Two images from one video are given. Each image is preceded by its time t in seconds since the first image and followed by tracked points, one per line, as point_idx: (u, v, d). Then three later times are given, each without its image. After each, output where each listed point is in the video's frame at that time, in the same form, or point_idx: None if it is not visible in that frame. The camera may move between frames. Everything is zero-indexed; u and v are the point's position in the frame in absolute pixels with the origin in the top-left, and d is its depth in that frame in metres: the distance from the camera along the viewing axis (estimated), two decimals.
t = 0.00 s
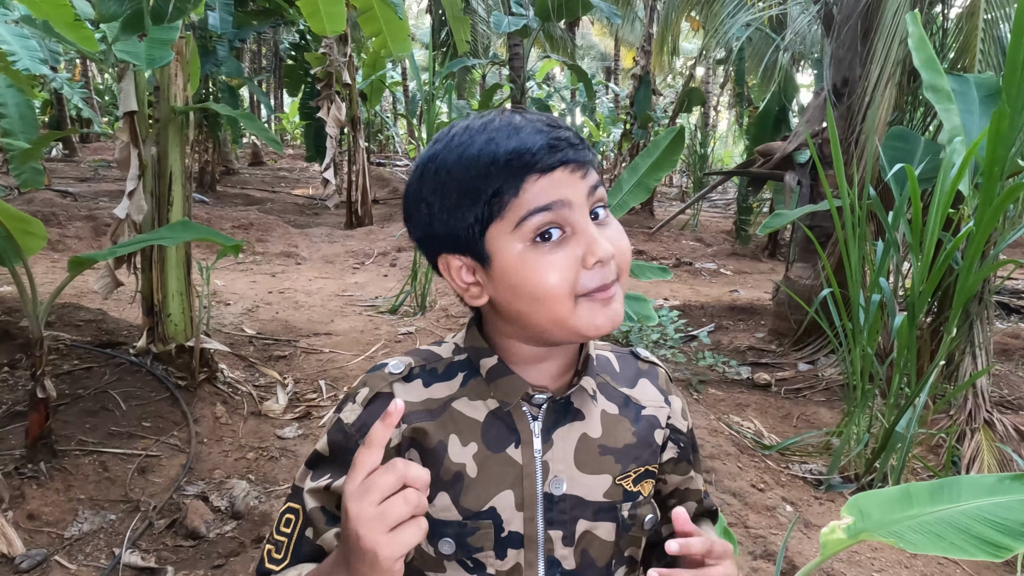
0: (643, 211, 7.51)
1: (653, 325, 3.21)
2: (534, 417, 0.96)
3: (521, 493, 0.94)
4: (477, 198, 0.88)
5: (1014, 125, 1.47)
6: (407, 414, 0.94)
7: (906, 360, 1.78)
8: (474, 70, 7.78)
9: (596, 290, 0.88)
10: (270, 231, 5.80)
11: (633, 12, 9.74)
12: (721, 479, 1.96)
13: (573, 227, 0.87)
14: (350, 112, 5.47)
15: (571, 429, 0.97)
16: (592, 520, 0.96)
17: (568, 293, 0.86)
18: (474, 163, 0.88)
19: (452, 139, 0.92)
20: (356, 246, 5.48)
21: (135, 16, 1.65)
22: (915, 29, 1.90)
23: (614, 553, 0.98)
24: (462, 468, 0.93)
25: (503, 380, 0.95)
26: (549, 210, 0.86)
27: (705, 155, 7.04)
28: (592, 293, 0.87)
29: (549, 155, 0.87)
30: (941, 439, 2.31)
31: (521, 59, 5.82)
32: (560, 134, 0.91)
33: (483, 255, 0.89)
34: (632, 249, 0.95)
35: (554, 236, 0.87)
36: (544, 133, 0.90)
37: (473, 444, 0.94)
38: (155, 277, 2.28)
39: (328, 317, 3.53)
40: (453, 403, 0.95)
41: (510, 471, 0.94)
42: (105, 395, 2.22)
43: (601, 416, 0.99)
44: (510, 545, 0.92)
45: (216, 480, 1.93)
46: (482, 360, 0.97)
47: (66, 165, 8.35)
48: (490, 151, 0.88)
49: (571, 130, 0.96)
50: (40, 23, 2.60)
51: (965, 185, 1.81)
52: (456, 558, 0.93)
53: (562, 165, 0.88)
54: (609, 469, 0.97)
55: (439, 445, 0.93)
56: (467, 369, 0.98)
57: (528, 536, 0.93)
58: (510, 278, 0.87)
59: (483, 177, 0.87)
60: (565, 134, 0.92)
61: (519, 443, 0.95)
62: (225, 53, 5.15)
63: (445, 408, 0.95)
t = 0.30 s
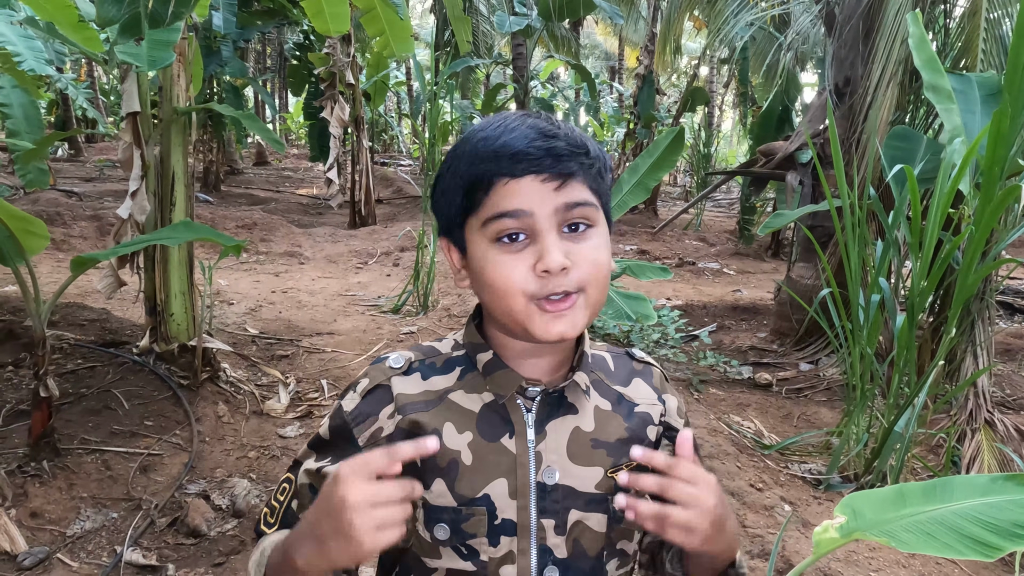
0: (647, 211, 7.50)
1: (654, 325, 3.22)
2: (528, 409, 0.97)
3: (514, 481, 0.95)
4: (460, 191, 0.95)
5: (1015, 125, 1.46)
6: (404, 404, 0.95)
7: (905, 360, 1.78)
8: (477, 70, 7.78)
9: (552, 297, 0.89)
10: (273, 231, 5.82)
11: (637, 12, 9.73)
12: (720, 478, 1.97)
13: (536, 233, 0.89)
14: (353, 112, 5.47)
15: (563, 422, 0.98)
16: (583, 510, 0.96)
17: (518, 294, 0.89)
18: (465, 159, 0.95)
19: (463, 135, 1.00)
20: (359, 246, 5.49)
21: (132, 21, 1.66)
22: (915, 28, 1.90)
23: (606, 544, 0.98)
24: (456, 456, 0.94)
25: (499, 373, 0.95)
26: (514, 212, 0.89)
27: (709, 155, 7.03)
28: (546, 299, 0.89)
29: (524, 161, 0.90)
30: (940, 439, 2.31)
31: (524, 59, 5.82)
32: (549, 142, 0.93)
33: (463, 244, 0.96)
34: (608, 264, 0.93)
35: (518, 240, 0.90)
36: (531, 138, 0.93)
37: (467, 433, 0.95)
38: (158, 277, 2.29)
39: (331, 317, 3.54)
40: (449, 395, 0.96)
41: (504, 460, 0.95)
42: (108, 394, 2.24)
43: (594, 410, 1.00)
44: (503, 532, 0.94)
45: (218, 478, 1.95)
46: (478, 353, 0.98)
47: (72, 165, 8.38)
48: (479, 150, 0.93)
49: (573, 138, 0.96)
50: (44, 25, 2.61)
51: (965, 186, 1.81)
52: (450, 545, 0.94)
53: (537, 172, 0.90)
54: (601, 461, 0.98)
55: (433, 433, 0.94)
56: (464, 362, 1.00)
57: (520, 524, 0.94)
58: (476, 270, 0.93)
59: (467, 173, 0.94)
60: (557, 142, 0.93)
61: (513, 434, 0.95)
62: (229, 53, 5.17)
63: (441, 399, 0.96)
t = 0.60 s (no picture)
0: (651, 210, 7.50)
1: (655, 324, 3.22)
2: (512, 400, 0.98)
3: (496, 468, 0.96)
4: (455, 188, 1.01)
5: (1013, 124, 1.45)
6: (394, 391, 0.97)
7: (903, 358, 1.78)
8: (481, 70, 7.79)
9: (497, 302, 0.92)
10: (277, 230, 5.84)
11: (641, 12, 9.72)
12: (717, 476, 1.97)
13: (496, 237, 0.93)
14: (357, 112, 5.49)
15: (547, 413, 0.99)
16: (565, 499, 0.97)
17: (469, 292, 0.93)
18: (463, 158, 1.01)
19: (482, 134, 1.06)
20: (362, 245, 5.52)
21: (129, 23, 1.64)
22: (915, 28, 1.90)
23: (588, 532, 0.99)
24: (441, 442, 0.96)
25: (484, 365, 0.97)
26: (481, 215, 0.94)
27: (712, 154, 7.02)
28: (491, 302, 0.92)
29: (498, 168, 0.93)
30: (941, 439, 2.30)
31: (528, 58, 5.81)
32: (529, 153, 0.94)
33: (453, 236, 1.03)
34: (567, 282, 0.92)
35: (483, 239, 0.94)
36: (516, 146, 0.95)
37: (453, 421, 0.96)
38: (160, 276, 2.31)
39: (333, 316, 3.56)
40: (438, 384, 0.98)
41: (486, 448, 0.96)
42: (112, 392, 2.25)
43: (578, 402, 1.00)
44: (485, 517, 0.95)
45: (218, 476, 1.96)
46: (465, 345, 0.99)
47: (78, 165, 8.44)
48: (471, 151, 0.98)
49: (560, 151, 0.96)
50: (47, 25, 2.63)
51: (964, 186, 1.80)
52: (434, 528, 0.96)
53: (507, 180, 0.93)
54: (583, 452, 0.98)
55: (420, 420, 0.96)
56: (454, 354, 1.02)
57: (502, 509, 0.95)
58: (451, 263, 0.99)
59: (460, 170, 1.00)
60: (539, 153, 0.94)
61: (496, 423, 0.97)
62: (233, 53, 5.20)
63: (430, 388, 0.98)
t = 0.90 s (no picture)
0: (654, 208, 7.50)
1: (657, 321, 3.22)
2: (514, 394, 0.98)
3: (497, 463, 0.96)
4: (460, 176, 0.99)
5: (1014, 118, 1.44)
6: (397, 383, 0.97)
7: (905, 356, 1.77)
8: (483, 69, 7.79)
9: (522, 286, 0.91)
10: (280, 229, 5.85)
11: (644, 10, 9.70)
12: (719, 474, 1.97)
13: (516, 221, 0.92)
14: (360, 110, 5.49)
15: (549, 409, 0.99)
16: (565, 495, 0.97)
17: (490, 277, 0.91)
18: (467, 144, 0.99)
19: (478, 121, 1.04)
20: (365, 244, 5.53)
21: (128, 21, 1.64)
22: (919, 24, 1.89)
23: (587, 529, 0.99)
24: (443, 436, 0.96)
25: (488, 359, 0.97)
26: (498, 199, 0.92)
27: (715, 153, 7.01)
28: (516, 286, 0.91)
29: (516, 152, 0.93)
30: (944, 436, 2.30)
31: (530, 57, 5.79)
32: (544, 136, 0.95)
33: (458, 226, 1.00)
34: (588, 264, 0.94)
35: (501, 225, 0.93)
36: (529, 130, 0.95)
37: (455, 415, 0.96)
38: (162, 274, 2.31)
39: (335, 315, 3.56)
40: (441, 377, 0.98)
41: (486, 442, 0.96)
42: (114, 391, 2.25)
43: (581, 398, 1.00)
44: (485, 511, 0.95)
45: (221, 474, 1.96)
46: (469, 338, 0.99)
47: (81, 165, 8.46)
48: (479, 137, 0.97)
49: (570, 135, 0.97)
50: (49, 25, 2.63)
51: (966, 182, 1.79)
52: (435, 521, 0.96)
53: (526, 164, 0.93)
54: (584, 449, 0.98)
55: (422, 414, 0.96)
56: (458, 348, 1.01)
57: (501, 504, 0.95)
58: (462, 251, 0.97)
59: (467, 156, 0.98)
60: (552, 137, 0.95)
61: (498, 417, 0.97)
62: (236, 52, 5.20)
63: (433, 381, 0.98)
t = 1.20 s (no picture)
0: (656, 207, 7.49)
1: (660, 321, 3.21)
2: (519, 399, 0.97)
3: (501, 468, 0.95)
4: (469, 180, 0.95)
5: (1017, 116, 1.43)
6: (403, 382, 0.98)
7: (909, 356, 1.77)
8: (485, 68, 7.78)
9: (561, 275, 0.89)
10: (282, 229, 5.85)
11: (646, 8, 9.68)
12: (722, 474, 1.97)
13: (547, 213, 0.91)
14: (361, 109, 5.49)
15: (555, 414, 0.98)
16: (570, 501, 0.97)
17: (529, 270, 0.88)
18: (472, 148, 0.96)
19: (469, 130, 1.02)
20: (367, 243, 5.53)
21: (128, 21, 1.64)
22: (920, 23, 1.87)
23: (592, 536, 0.98)
24: (447, 440, 0.95)
25: (495, 361, 0.97)
26: (526, 192, 0.91)
27: (718, 151, 6.99)
28: (556, 276, 0.89)
29: (537, 146, 0.93)
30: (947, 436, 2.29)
31: (532, 56, 5.75)
32: (556, 132, 0.96)
33: (470, 231, 0.95)
34: (614, 251, 0.95)
35: (529, 220, 0.91)
36: (539, 128, 0.96)
37: (460, 418, 0.96)
38: (164, 275, 2.32)
39: (338, 315, 3.56)
40: (447, 378, 0.98)
41: (490, 447, 0.96)
42: (116, 391, 2.26)
43: (588, 402, 0.99)
44: (488, 517, 0.94)
45: (223, 475, 1.96)
46: (477, 340, 0.99)
47: (84, 164, 8.48)
48: (488, 139, 0.95)
49: (574, 133, 1.01)
50: (51, 25, 2.64)
51: (968, 181, 1.78)
52: (438, 526, 0.96)
53: (549, 157, 0.93)
54: (589, 455, 0.98)
55: (426, 417, 0.96)
56: (466, 349, 1.01)
57: (505, 510, 0.95)
58: (484, 252, 0.92)
59: (477, 159, 0.95)
60: (562, 133, 0.97)
61: (503, 422, 0.96)
62: (238, 52, 5.21)
63: (439, 381, 0.98)
